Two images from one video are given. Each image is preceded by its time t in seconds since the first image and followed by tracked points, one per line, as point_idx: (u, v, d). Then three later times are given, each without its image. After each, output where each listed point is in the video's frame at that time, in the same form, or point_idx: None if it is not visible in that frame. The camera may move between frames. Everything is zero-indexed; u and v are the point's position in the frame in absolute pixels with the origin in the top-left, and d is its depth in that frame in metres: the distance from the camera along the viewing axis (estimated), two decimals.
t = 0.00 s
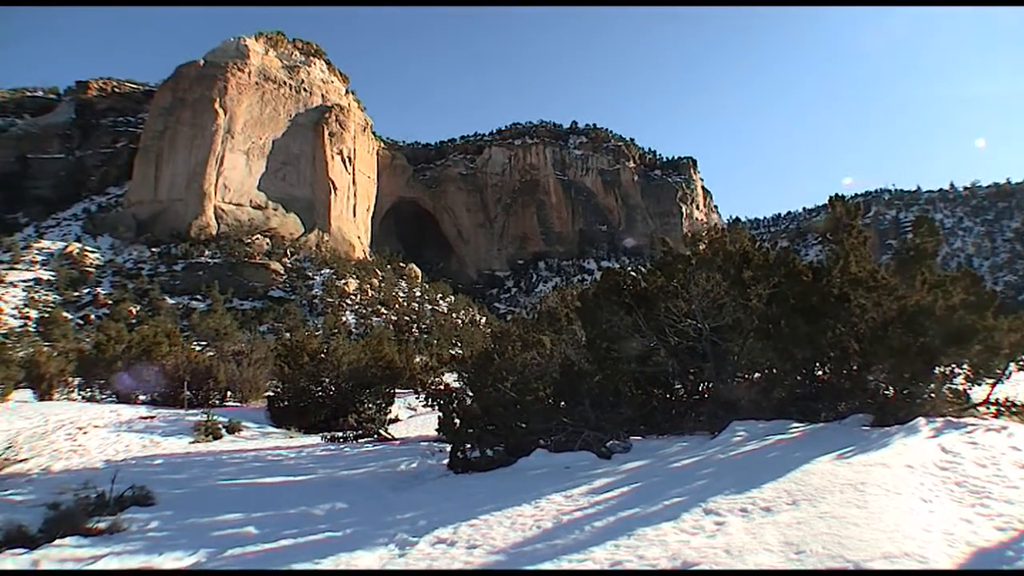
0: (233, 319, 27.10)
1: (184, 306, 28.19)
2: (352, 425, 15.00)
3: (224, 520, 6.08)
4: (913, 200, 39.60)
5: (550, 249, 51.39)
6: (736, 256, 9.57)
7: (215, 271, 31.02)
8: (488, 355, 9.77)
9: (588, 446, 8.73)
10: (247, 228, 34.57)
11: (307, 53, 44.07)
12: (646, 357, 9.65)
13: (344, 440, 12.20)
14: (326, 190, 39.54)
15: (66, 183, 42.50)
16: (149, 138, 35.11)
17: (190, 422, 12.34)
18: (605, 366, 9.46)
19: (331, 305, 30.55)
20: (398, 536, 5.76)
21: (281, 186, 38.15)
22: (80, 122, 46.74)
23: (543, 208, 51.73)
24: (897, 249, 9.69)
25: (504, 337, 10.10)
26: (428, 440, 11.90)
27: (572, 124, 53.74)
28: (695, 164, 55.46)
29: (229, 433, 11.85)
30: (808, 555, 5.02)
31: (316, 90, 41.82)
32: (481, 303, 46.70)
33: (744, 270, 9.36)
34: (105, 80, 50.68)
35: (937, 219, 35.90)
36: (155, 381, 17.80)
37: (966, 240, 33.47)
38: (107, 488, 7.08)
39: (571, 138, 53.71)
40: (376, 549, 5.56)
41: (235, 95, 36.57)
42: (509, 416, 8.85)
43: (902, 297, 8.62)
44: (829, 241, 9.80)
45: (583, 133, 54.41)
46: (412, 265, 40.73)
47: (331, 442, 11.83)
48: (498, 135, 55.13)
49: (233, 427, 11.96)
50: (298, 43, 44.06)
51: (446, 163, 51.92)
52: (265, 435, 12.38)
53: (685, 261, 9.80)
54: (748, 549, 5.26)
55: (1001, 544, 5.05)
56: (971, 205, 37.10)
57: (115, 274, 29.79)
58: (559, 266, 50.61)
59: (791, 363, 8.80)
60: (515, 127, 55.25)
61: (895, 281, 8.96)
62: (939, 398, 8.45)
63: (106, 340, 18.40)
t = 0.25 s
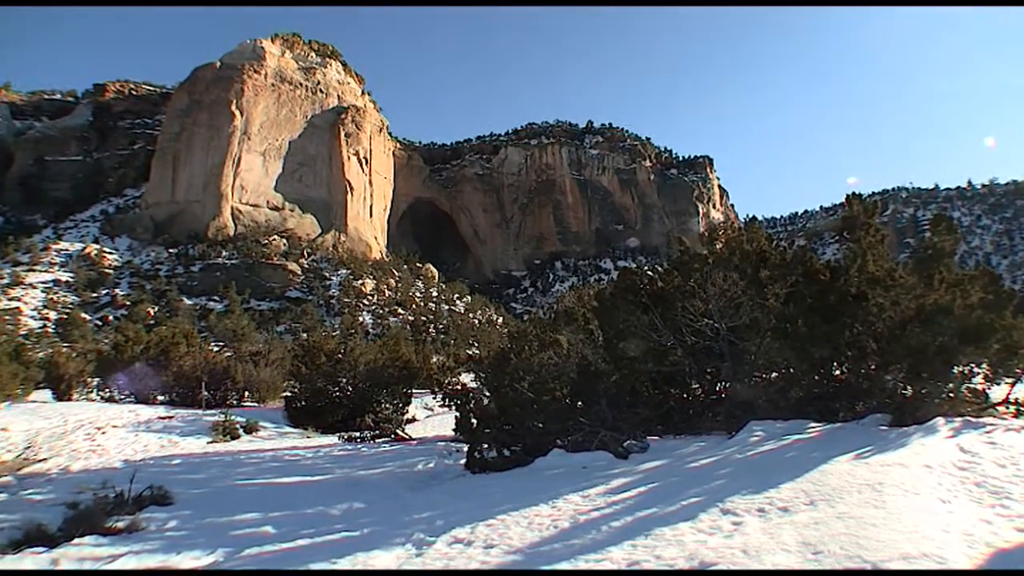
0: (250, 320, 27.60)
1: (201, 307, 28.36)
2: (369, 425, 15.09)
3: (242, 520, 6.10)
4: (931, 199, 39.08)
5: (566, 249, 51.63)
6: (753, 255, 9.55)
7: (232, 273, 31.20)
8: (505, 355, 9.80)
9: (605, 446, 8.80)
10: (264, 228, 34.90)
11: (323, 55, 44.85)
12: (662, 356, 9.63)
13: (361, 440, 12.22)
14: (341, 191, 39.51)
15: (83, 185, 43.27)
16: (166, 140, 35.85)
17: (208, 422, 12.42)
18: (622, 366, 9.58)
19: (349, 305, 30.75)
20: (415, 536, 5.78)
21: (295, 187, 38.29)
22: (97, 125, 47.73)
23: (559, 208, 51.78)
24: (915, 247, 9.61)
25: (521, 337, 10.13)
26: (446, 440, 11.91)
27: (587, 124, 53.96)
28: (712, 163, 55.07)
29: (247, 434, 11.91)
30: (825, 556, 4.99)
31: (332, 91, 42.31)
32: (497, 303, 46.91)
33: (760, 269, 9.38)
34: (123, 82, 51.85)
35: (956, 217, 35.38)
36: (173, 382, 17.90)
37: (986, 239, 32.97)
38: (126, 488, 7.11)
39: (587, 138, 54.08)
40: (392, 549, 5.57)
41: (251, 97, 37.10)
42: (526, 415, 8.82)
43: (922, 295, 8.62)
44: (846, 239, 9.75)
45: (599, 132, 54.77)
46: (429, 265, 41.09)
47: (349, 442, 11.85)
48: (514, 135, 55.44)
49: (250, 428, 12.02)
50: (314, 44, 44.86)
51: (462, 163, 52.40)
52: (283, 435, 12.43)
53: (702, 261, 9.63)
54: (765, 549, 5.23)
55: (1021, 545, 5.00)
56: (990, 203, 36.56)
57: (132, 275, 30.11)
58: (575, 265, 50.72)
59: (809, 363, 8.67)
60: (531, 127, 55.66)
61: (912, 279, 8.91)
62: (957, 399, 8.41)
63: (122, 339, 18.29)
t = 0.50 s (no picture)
0: (262, 320, 27.87)
1: (213, 307, 28.57)
2: (381, 425, 15.06)
3: (254, 519, 6.12)
4: (943, 197, 38.85)
5: (578, 249, 51.58)
6: (764, 255, 9.58)
7: (244, 274, 31.36)
8: (516, 355, 9.80)
9: (616, 446, 8.78)
10: (277, 229, 35.26)
11: (334, 56, 45.36)
12: (674, 356, 9.63)
13: (372, 440, 12.23)
14: (352, 192, 39.77)
15: (95, 186, 43.91)
16: (177, 141, 36.11)
17: (220, 422, 12.45)
18: (633, 366, 9.52)
19: (360, 306, 30.86)
20: (426, 536, 5.78)
21: (307, 188, 38.65)
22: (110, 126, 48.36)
23: (570, 208, 51.69)
24: (927, 245, 9.58)
25: (533, 337, 10.14)
26: (457, 440, 11.91)
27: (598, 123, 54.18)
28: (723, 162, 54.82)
29: (259, 434, 11.94)
30: (837, 556, 4.97)
31: (343, 92, 42.72)
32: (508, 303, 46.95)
33: (772, 269, 9.40)
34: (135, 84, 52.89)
35: (968, 216, 35.17)
36: (184, 381, 18.01)
37: (998, 237, 32.76)
38: (139, 488, 7.14)
39: (598, 137, 54.28)
40: (404, 548, 5.57)
41: (263, 97, 37.44)
42: (537, 416, 8.88)
43: (936, 294, 8.50)
44: (857, 238, 9.75)
45: (610, 132, 54.96)
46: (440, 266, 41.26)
47: (360, 442, 11.87)
48: (525, 135, 55.61)
49: (262, 428, 12.05)
50: (325, 45, 45.40)
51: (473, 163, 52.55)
52: (295, 435, 12.45)
53: (714, 260, 9.70)
54: (777, 549, 5.21)
55: None
56: (1003, 202, 36.30)
57: (145, 275, 30.37)
58: (587, 265, 50.71)
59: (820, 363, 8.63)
60: (541, 127, 55.82)
61: (924, 278, 8.80)
62: (970, 398, 8.36)
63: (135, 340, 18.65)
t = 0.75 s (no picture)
0: (275, 320, 28.13)
1: (226, 308, 28.78)
2: (393, 424, 15.07)
3: (267, 519, 6.14)
4: (956, 195, 38.70)
5: (589, 248, 51.56)
6: (776, 254, 9.58)
7: (256, 274, 31.69)
8: (528, 354, 9.76)
9: (629, 446, 8.72)
10: (289, 230, 35.69)
11: (345, 57, 46.02)
12: (686, 355, 9.65)
13: (384, 440, 12.26)
14: (364, 193, 40.38)
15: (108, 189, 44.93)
16: (190, 143, 37.28)
17: (233, 422, 12.49)
18: (645, 366, 9.48)
19: (372, 306, 31.01)
20: (439, 536, 5.78)
21: (319, 188, 39.25)
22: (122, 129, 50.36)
23: (582, 207, 51.76)
24: (942, 244, 9.41)
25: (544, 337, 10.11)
26: (469, 440, 11.88)
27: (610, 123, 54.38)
28: (735, 161, 55.01)
29: (271, 433, 11.98)
30: (851, 556, 4.95)
31: (355, 92, 43.32)
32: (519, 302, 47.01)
33: (784, 268, 9.46)
34: (148, 87, 53.98)
35: (982, 214, 35.02)
36: (197, 382, 18.11)
37: (1014, 234, 32.61)
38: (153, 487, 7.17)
39: (609, 136, 54.49)
40: (417, 548, 5.58)
41: (274, 98, 38.21)
42: (549, 416, 8.83)
43: (948, 291, 8.43)
44: (869, 237, 9.71)
45: (622, 131, 55.13)
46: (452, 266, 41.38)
47: (373, 442, 11.88)
48: (537, 135, 55.85)
49: (275, 428, 12.10)
50: (337, 46, 46.02)
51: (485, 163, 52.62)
52: (307, 435, 12.49)
53: (725, 260, 9.64)
54: (790, 549, 5.19)
55: None
56: (1019, 199, 36.09)
57: (158, 276, 30.76)
58: (599, 264, 50.61)
59: (833, 361, 8.73)
60: (552, 126, 55.73)
61: (938, 278, 8.69)
62: (984, 398, 8.31)
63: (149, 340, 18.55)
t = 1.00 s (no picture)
0: (287, 320, 28.33)
1: (238, 308, 29.04)
2: (405, 424, 15.17)
3: (279, 518, 6.15)
4: (969, 193, 38.52)
5: (601, 248, 51.53)
6: (789, 253, 9.53)
7: (268, 275, 32.05)
8: (540, 353, 9.61)
9: (642, 446, 8.58)
10: (301, 231, 35.77)
11: (356, 57, 46.30)
12: (698, 355, 9.63)
13: (397, 439, 12.25)
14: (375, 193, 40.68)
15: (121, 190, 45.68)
16: (201, 144, 37.43)
17: (246, 422, 12.50)
18: (658, 365, 9.48)
19: (384, 306, 31.13)
20: (450, 535, 5.79)
21: (331, 189, 39.75)
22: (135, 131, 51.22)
23: (594, 207, 51.92)
24: (954, 242, 9.41)
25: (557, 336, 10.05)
26: (482, 440, 11.84)
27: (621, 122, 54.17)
28: (747, 160, 54.99)
29: (283, 433, 11.98)
30: (864, 557, 4.93)
31: (366, 92, 43.68)
32: (532, 302, 47.02)
33: (797, 267, 9.40)
34: (160, 88, 54.84)
35: (996, 212, 34.87)
36: (210, 382, 18.19)
37: None
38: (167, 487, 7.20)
39: (621, 135, 54.26)
40: (429, 547, 5.59)
41: (286, 99, 38.58)
42: (561, 415, 8.74)
43: (961, 291, 8.42)
44: (882, 235, 9.78)
45: (634, 130, 54.82)
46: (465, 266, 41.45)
47: (385, 442, 11.84)
48: (548, 135, 55.88)
49: (288, 427, 12.12)
50: (348, 46, 46.25)
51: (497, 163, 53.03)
52: (319, 435, 12.50)
53: (738, 259, 9.65)
54: (802, 549, 5.18)
55: None
56: None
57: (171, 277, 31.23)
58: (610, 263, 50.49)
59: (845, 361, 8.77)
60: (564, 125, 55.60)
61: (951, 276, 8.72)
62: (998, 397, 8.27)
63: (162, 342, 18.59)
